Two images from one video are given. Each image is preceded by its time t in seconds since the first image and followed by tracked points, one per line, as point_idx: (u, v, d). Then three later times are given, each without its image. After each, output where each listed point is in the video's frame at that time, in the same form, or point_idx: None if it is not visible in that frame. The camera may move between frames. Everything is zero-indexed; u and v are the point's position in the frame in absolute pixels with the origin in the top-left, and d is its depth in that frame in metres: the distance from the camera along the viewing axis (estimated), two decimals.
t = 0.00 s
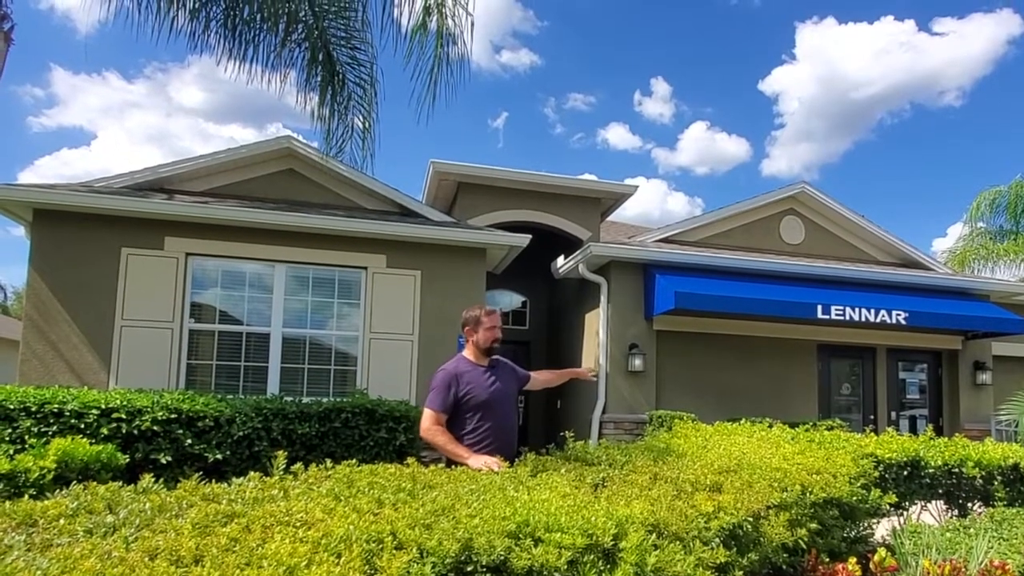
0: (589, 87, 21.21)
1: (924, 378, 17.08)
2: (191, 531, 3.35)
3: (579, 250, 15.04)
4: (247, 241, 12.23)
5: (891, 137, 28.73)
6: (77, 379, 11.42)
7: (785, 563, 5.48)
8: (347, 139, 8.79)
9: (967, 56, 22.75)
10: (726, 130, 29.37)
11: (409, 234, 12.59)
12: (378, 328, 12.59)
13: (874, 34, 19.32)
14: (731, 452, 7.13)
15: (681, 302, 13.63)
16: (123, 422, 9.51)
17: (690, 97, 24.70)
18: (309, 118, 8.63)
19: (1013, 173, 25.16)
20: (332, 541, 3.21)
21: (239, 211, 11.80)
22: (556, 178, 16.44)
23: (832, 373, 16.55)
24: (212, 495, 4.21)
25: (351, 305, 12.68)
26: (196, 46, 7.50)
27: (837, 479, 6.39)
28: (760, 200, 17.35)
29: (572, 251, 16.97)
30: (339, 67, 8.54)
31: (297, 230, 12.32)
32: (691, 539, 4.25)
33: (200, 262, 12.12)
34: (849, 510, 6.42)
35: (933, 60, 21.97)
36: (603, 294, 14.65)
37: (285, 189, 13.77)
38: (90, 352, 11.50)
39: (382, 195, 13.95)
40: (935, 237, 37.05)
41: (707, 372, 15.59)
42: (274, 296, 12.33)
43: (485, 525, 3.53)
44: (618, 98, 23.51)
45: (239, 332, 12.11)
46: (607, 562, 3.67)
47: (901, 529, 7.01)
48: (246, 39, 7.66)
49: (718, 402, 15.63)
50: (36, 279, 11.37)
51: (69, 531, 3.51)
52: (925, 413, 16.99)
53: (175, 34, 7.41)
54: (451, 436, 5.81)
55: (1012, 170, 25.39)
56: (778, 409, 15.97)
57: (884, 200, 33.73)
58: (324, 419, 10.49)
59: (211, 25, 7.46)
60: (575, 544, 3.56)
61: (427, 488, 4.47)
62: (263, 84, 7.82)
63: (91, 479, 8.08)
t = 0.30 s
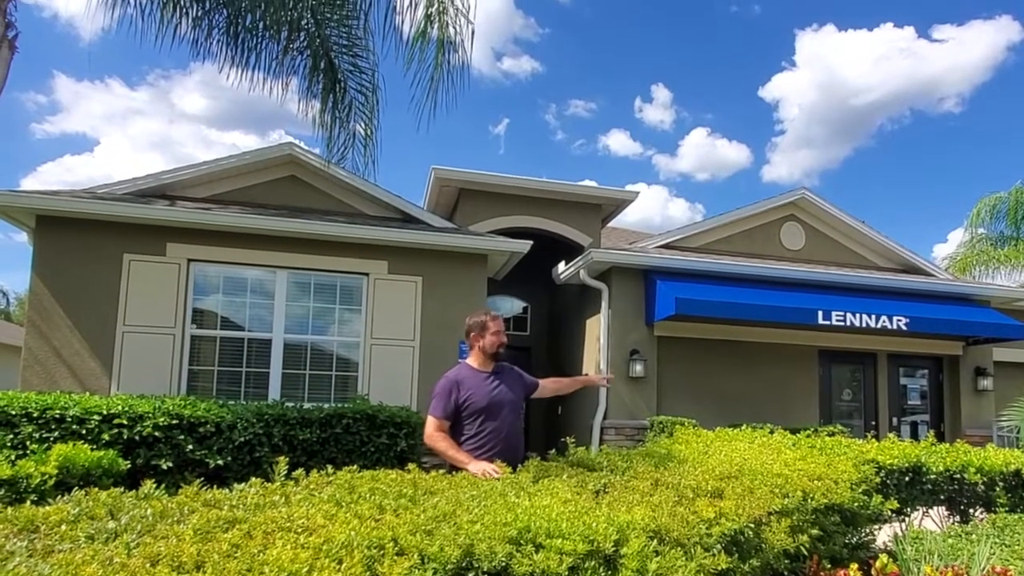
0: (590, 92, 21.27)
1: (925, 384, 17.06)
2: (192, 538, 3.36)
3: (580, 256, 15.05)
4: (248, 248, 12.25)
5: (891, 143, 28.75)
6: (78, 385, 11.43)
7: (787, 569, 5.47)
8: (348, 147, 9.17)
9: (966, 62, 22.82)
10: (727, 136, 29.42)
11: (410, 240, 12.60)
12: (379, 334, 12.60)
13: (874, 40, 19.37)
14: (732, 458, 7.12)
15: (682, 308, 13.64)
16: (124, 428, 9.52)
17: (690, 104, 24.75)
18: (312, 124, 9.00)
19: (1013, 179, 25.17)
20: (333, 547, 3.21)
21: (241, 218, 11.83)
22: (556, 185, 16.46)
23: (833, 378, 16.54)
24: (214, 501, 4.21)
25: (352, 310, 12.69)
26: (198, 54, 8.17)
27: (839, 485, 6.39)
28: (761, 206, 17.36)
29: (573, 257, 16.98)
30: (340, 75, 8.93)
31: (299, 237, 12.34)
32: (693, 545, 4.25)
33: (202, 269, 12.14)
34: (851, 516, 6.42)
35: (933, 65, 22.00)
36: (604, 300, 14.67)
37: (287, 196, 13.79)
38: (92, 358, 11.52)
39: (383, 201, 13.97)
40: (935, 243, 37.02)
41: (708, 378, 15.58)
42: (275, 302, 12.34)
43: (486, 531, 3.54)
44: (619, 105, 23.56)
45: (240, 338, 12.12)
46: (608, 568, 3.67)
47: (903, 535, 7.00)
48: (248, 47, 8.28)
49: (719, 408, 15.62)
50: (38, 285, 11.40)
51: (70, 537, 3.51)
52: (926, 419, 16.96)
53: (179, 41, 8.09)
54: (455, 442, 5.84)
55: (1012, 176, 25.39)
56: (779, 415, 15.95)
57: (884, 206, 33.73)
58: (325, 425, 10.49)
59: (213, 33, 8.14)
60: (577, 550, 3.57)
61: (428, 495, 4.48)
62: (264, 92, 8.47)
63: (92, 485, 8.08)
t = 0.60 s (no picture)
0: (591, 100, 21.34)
1: (927, 391, 17.03)
2: (194, 545, 3.36)
3: (581, 263, 15.08)
4: (251, 255, 12.28)
5: (892, 150, 28.79)
6: (80, 392, 11.45)
7: None
8: (350, 155, 9.40)
9: (966, 69, 22.89)
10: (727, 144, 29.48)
11: (412, 248, 12.63)
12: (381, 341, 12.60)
13: (874, 49, 19.44)
14: (734, 465, 7.12)
15: (683, 315, 13.65)
16: (126, 435, 9.52)
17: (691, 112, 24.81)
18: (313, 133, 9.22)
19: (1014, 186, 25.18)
20: (335, 555, 3.21)
21: (243, 225, 11.87)
22: (558, 192, 16.50)
23: (835, 385, 16.52)
24: (215, 508, 4.21)
25: (354, 318, 12.71)
26: (202, 62, 8.21)
27: (841, 492, 6.39)
28: (762, 214, 17.39)
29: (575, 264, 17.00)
30: (343, 84, 9.17)
31: (301, 244, 12.37)
32: (695, 552, 4.24)
33: (204, 276, 12.17)
34: (853, 523, 6.41)
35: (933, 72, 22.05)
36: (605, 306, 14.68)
37: (289, 204, 13.84)
38: (94, 365, 11.54)
39: (385, 209, 14.00)
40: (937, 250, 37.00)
41: (709, 385, 15.57)
42: (277, 309, 12.36)
43: (487, 538, 3.55)
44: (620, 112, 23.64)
45: (242, 345, 12.14)
46: None
47: (905, 543, 7.00)
48: (251, 56, 8.35)
49: (721, 415, 15.60)
50: (41, 293, 11.43)
51: (72, 544, 3.52)
52: (928, 426, 16.93)
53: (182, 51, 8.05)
54: (460, 448, 5.85)
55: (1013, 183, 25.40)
56: (781, 422, 15.93)
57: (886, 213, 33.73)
58: (326, 432, 10.48)
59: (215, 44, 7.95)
60: (578, 558, 3.57)
61: (430, 502, 4.48)
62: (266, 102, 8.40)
63: (93, 492, 8.08)
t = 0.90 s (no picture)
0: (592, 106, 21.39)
1: (929, 396, 17.01)
2: (196, 550, 3.36)
3: (583, 268, 15.09)
4: (253, 261, 12.30)
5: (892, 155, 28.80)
6: (82, 398, 11.45)
7: None
8: (353, 161, 9.32)
9: (967, 75, 22.94)
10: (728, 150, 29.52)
11: (414, 253, 12.64)
12: (383, 347, 12.61)
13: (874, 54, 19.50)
14: (737, 470, 7.11)
15: (684, 320, 13.65)
16: (127, 440, 9.52)
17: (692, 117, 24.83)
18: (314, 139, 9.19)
19: (1015, 191, 25.17)
20: (337, 560, 3.21)
21: (246, 231, 11.89)
22: (559, 198, 16.53)
23: (837, 390, 16.50)
24: (217, 513, 4.22)
25: (356, 323, 12.71)
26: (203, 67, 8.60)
27: (843, 497, 6.39)
28: (763, 219, 17.41)
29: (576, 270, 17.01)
30: (345, 89, 9.08)
31: (303, 250, 12.39)
32: (698, 558, 4.23)
33: (206, 281, 12.19)
34: (856, 528, 6.40)
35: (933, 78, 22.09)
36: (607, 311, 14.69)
37: (291, 210, 13.86)
38: (96, 370, 11.54)
39: (387, 215, 14.02)
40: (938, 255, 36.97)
41: (711, 390, 15.55)
42: (279, 315, 12.37)
43: (490, 544, 3.56)
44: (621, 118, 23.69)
45: (244, 350, 12.15)
46: None
47: (908, 549, 6.99)
48: (253, 62, 8.46)
49: (722, 420, 15.58)
50: (43, 298, 11.45)
51: (74, 549, 3.52)
52: (930, 431, 16.90)
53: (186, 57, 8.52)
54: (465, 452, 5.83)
55: (1013, 188, 25.40)
56: (783, 427, 15.91)
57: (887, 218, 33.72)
58: (328, 437, 10.47)
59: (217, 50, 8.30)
60: (581, 563, 3.57)
61: (432, 507, 4.48)
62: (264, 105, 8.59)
63: (94, 497, 8.07)
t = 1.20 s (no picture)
0: (593, 110, 21.44)
1: (931, 400, 16.98)
2: (198, 554, 3.37)
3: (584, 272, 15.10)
4: (254, 265, 12.32)
5: (892, 160, 28.81)
6: (84, 402, 11.46)
7: None
8: (354, 165, 9.30)
9: (967, 79, 22.98)
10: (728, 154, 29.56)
11: (415, 257, 12.65)
12: (384, 351, 12.61)
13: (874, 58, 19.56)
14: (738, 474, 7.12)
15: (685, 324, 13.66)
16: (128, 444, 9.52)
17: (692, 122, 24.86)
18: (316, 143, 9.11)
19: (1015, 195, 25.18)
20: (338, 564, 3.19)
21: (247, 235, 11.91)
22: (560, 202, 16.55)
23: (838, 394, 16.48)
24: (219, 517, 4.22)
25: (357, 327, 12.72)
26: (206, 73, 8.71)
27: (845, 501, 6.38)
28: (764, 223, 17.42)
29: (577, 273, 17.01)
30: (346, 94, 9.18)
31: (304, 254, 12.40)
32: (699, 562, 4.23)
33: (208, 285, 12.20)
34: (858, 533, 6.39)
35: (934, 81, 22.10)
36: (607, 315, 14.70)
37: (292, 214, 13.88)
38: (98, 374, 11.55)
39: (388, 219, 14.04)
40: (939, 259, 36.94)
41: (712, 394, 15.54)
42: (280, 319, 12.38)
43: (492, 548, 3.56)
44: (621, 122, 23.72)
45: (245, 354, 12.15)
46: None
47: (910, 553, 6.99)
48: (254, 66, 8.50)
49: (723, 424, 15.57)
50: (45, 302, 11.46)
51: (75, 554, 3.52)
52: (932, 435, 16.87)
53: (187, 63, 8.59)
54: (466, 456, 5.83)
55: (1014, 192, 25.40)
56: (784, 431, 15.89)
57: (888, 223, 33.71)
58: (329, 441, 10.46)
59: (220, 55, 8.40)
60: (583, 567, 3.57)
61: (434, 511, 4.48)
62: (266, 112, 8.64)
63: (96, 501, 8.07)
